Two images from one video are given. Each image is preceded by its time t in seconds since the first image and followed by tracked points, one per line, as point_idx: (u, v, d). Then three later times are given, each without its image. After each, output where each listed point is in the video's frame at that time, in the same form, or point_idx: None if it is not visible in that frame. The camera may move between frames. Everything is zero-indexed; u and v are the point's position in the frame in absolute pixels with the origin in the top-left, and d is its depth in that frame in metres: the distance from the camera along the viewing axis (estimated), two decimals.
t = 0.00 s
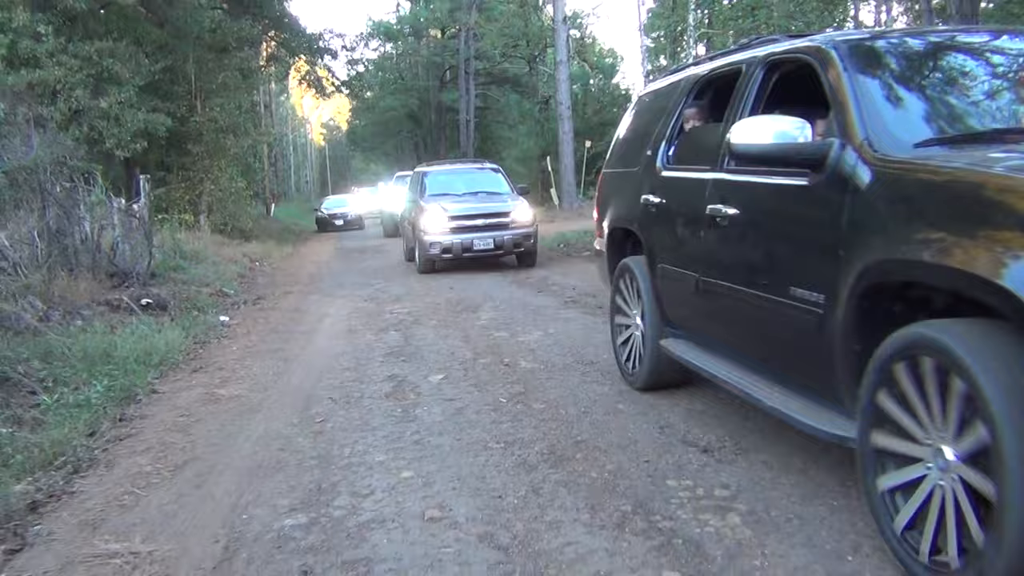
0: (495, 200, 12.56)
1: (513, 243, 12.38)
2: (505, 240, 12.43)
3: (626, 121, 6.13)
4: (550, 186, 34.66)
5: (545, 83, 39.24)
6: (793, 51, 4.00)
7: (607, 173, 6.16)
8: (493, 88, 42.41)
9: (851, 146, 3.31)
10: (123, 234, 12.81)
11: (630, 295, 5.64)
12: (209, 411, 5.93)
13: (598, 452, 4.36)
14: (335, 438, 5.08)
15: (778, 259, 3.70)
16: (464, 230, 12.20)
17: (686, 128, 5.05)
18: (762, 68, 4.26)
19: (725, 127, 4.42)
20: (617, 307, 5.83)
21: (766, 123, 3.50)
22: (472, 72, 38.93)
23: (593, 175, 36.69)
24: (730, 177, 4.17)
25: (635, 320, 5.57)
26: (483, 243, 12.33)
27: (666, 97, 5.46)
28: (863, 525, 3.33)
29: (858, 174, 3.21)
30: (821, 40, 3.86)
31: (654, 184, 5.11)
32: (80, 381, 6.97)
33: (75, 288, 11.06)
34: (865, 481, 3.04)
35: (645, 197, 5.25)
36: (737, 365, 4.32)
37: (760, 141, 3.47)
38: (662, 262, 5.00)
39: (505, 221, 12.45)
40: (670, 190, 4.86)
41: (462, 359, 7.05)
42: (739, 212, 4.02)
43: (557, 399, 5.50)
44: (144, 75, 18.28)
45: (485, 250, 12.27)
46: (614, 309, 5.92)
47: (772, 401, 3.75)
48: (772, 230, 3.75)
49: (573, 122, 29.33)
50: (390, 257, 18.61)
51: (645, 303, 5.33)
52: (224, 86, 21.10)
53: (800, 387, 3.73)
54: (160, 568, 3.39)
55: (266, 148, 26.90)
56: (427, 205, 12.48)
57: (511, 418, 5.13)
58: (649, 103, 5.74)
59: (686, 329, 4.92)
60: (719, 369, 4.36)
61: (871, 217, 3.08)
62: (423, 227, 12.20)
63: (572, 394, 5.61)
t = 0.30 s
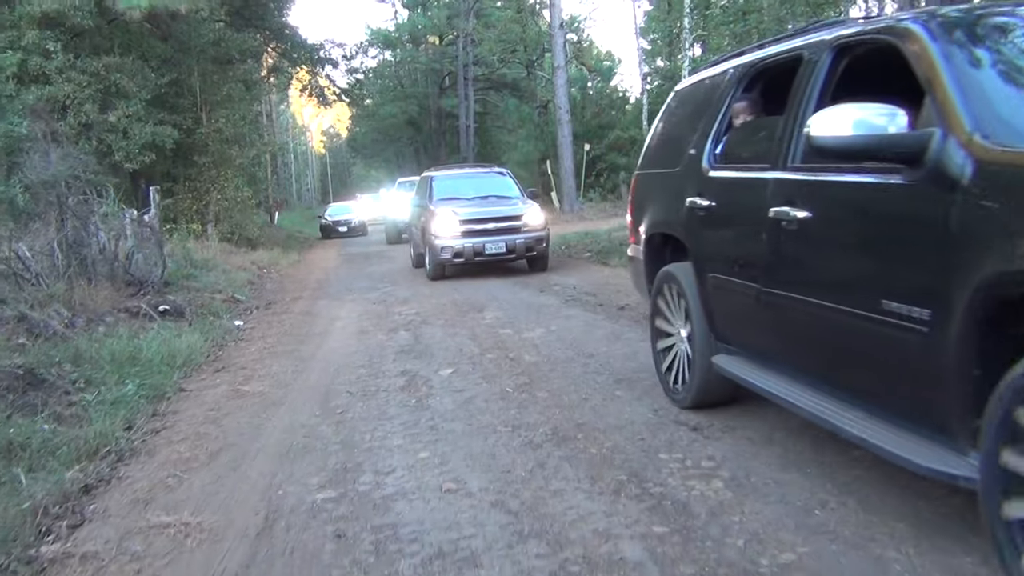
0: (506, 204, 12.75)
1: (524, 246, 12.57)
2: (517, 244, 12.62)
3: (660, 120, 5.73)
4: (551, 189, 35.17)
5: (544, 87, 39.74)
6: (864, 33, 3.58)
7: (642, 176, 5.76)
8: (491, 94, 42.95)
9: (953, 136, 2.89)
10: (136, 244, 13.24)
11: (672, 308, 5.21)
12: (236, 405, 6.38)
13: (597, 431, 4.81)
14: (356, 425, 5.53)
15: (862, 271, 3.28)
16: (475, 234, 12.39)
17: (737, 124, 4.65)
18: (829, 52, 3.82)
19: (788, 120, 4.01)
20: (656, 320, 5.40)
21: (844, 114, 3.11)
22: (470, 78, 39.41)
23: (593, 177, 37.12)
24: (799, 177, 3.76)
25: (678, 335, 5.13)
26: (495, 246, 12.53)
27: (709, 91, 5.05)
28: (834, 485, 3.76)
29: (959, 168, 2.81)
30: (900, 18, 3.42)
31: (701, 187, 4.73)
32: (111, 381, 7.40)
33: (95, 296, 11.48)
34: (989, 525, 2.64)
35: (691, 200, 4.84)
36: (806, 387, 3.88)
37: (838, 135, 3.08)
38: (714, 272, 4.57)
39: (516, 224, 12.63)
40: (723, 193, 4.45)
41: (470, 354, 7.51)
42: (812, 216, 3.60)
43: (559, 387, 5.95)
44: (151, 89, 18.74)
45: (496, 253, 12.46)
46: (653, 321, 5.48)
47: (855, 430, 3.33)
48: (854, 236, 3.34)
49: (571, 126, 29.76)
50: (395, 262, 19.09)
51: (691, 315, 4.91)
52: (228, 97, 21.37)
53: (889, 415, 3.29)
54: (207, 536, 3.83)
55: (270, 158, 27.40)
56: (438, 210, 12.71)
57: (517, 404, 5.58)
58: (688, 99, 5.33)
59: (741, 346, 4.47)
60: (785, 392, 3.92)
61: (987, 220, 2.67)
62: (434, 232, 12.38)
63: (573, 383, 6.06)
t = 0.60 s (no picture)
0: (530, 184, 12.59)
1: (547, 226, 12.44)
2: (539, 224, 12.50)
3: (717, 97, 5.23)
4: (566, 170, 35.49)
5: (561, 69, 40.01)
6: None
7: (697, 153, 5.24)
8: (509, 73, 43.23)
9: None
10: (160, 210, 13.67)
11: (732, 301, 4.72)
12: (264, 359, 6.82)
13: (600, 390, 5.21)
14: (377, 379, 5.96)
15: (977, 264, 2.88)
16: (497, 212, 12.31)
17: (821, 96, 4.15)
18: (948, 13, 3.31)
19: (891, 90, 3.52)
20: (713, 313, 4.92)
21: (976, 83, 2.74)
22: (489, 57, 39.67)
23: (607, 160, 37.36)
24: (907, 157, 3.28)
25: (739, 330, 4.63)
26: (517, 226, 12.41)
27: (784, 59, 4.53)
28: (813, 441, 4.13)
29: None
30: None
31: (777, 166, 4.23)
32: (144, 335, 7.86)
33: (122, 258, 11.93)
34: None
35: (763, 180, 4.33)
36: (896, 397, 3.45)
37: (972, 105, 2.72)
38: (790, 262, 4.09)
39: (540, 204, 12.48)
40: (807, 172, 3.94)
41: (483, 321, 7.93)
42: (924, 200, 3.13)
43: (567, 352, 6.37)
44: (176, 58, 19.10)
45: (518, 233, 12.36)
46: (707, 313, 4.98)
47: (964, 449, 2.94)
48: (980, 227, 2.86)
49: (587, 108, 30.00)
50: (410, 236, 19.53)
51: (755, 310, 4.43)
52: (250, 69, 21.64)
53: (1015, 436, 2.85)
54: (243, 467, 4.26)
55: (289, 131, 27.85)
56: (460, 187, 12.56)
57: (527, 365, 6.00)
58: (756, 68, 4.81)
59: (818, 347, 3.98)
60: (875, 402, 3.46)
61: None
62: (455, 209, 12.31)
63: (580, 348, 6.47)
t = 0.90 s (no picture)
0: (555, 144, 12.55)
1: (573, 188, 12.40)
2: (565, 185, 12.46)
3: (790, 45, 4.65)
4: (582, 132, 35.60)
5: (579, 30, 39.95)
6: None
7: (766, 111, 4.70)
8: (527, 34, 43.19)
9: None
10: (186, 168, 14.09)
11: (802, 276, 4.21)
12: (292, 309, 7.26)
13: (607, 337, 5.62)
14: (400, 326, 6.39)
15: (999, 223, 2.96)
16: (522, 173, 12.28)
17: (924, 41, 3.62)
18: None
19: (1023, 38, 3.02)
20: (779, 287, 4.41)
21: None
22: (507, 17, 39.62)
23: (624, 122, 37.42)
24: None
25: (811, 309, 4.13)
26: (542, 187, 12.39)
27: None
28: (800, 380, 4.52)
29: None
30: None
31: (875, 125, 3.67)
32: (178, 286, 8.31)
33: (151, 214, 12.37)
34: None
35: (856, 139, 3.78)
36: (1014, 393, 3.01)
37: None
38: (887, 234, 3.58)
39: (565, 165, 12.45)
40: (910, 132, 3.43)
41: (499, 276, 8.32)
42: None
43: (578, 303, 6.77)
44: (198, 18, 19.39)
45: (543, 194, 12.34)
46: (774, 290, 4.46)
47: None
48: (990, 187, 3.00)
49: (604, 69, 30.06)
50: (428, 196, 19.91)
51: (836, 288, 3.92)
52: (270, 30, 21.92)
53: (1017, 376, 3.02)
54: (279, 399, 4.70)
55: (308, 91, 28.15)
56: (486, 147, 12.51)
57: (540, 315, 6.41)
58: (840, 8, 4.23)
59: (908, 328, 3.56)
60: (980, 395, 3.07)
61: None
62: (480, 170, 12.30)
63: (591, 300, 6.87)
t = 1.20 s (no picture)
0: (581, 136, 12.42)
1: (598, 181, 12.24)
2: (591, 178, 12.30)
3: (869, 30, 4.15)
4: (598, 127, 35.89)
5: (596, 25, 40.27)
6: None
7: (841, 101, 4.21)
8: (544, 29, 43.59)
9: None
10: (213, 160, 14.59)
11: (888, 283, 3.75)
12: (319, 291, 7.72)
13: (615, 314, 6.02)
14: (421, 306, 6.82)
15: None
16: (547, 165, 12.14)
17: None
18: None
19: None
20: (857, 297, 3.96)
21: None
22: (524, 12, 39.98)
23: (640, 117, 37.69)
24: None
25: (897, 321, 3.66)
26: (567, 179, 12.26)
27: None
28: (792, 351, 4.90)
29: None
30: None
31: (980, 113, 3.16)
32: (211, 271, 8.79)
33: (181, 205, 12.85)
34: None
35: (955, 131, 3.27)
36: None
37: None
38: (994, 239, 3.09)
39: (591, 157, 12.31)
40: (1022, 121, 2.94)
41: (515, 262, 8.73)
42: None
43: (589, 286, 7.17)
44: (220, 15, 19.88)
45: (568, 187, 12.22)
46: (854, 302, 3.99)
47: None
48: None
49: (620, 64, 30.33)
50: (446, 189, 20.35)
51: (930, 303, 3.42)
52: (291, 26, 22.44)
53: None
54: (313, 368, 5.14)
55: (328, 86, 28.68)
56: (510, 140, 12.39)
57: (552, 296, 6.82)
58: None
59: (1019, 347, 3.07)
60: None
61: None
62: (504, 162, 12.20)
63: (601, 284, 7.27)
